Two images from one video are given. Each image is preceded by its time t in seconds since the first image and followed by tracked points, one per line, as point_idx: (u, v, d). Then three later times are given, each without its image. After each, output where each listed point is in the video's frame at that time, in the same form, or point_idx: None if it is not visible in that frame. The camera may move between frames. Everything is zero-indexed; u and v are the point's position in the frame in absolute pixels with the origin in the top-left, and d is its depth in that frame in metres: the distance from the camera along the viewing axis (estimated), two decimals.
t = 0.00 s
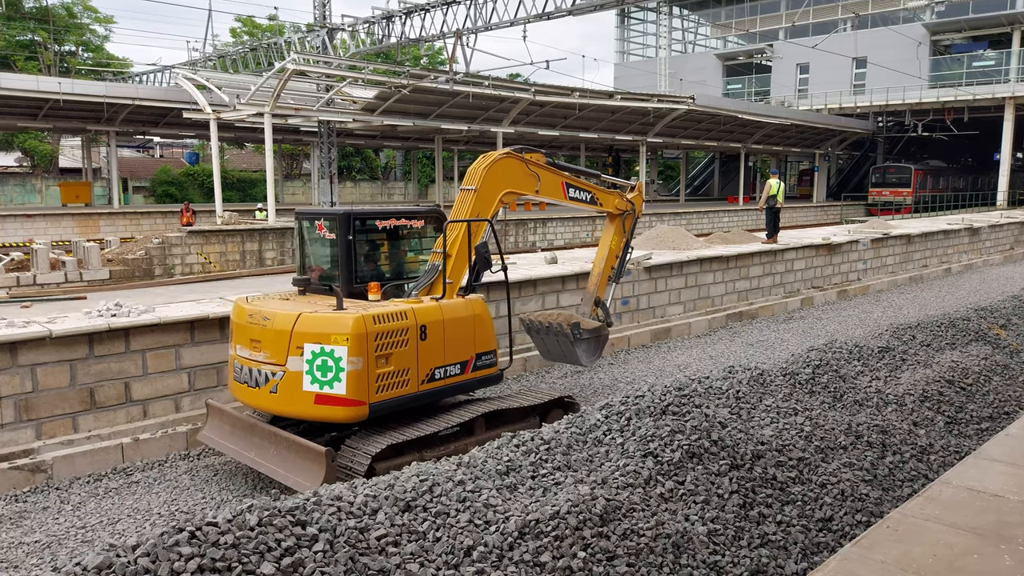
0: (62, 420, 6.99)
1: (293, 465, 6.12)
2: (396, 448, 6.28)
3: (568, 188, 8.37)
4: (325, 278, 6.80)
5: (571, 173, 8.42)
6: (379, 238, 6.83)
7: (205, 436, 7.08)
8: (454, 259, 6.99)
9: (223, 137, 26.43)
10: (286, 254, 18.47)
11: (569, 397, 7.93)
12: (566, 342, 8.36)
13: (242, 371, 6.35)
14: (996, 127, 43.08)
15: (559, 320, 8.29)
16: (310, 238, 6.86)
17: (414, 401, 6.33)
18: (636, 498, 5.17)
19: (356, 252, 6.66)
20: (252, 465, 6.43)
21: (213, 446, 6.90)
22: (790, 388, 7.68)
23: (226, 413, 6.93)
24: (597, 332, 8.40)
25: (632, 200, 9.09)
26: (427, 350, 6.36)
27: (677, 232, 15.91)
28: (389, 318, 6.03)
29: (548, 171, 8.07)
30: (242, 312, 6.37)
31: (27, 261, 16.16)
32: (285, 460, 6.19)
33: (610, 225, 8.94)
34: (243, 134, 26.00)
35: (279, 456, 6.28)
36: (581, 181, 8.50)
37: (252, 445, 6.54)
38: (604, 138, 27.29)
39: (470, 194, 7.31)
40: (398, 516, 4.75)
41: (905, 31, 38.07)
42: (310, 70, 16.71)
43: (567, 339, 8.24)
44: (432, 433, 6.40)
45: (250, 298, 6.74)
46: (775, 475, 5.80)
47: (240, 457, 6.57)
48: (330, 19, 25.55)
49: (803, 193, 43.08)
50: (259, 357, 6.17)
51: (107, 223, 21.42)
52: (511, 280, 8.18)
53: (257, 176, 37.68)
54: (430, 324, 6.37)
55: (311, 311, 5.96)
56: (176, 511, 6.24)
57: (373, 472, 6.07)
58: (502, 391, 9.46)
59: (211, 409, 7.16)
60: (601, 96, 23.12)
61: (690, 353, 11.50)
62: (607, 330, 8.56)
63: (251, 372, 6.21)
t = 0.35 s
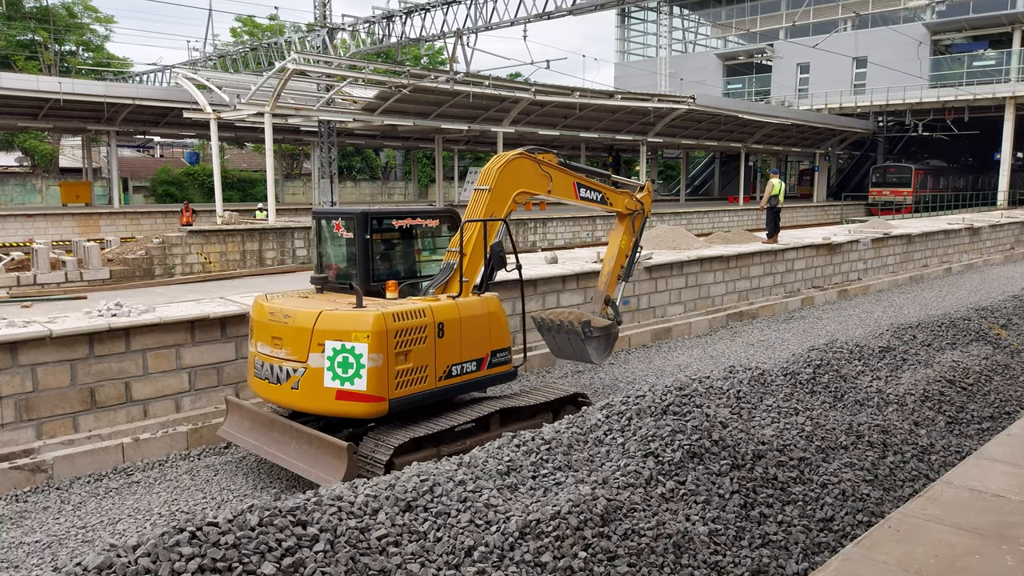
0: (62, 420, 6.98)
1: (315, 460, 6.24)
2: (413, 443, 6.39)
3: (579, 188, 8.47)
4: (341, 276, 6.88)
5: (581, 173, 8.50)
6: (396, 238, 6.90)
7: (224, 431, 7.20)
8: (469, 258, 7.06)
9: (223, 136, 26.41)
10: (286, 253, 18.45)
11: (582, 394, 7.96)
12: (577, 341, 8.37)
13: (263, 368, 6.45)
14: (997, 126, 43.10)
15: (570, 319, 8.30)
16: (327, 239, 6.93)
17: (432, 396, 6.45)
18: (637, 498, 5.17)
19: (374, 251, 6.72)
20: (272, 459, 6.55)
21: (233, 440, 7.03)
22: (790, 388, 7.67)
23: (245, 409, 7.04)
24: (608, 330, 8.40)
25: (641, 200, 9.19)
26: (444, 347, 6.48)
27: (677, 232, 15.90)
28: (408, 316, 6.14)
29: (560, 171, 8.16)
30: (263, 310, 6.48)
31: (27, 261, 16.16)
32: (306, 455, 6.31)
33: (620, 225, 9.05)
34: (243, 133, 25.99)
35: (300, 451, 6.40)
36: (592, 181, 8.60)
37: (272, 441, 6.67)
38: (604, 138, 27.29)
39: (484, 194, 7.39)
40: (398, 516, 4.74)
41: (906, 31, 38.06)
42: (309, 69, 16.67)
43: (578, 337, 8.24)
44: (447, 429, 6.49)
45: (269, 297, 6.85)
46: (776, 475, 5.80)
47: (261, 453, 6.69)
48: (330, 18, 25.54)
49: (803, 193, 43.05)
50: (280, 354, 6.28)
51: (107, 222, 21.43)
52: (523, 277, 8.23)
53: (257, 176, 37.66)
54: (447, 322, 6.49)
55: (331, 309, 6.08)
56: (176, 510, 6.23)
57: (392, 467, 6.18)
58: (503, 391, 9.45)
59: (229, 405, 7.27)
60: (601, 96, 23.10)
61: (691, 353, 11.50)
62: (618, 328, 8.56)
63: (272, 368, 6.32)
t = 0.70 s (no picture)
0: (62, 420, 6.98)
1: (335, 454, 6.33)
2: (431, 439, 6.50)
3: (589, 188, 8.54)
4: (358, 274, 6.99)
5: (592, 172, 8.56)
6: (411, 237, 7.00)
7: (243, 428, 7.31)
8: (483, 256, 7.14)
9: (223, 136, 26.41)
10: (286, 254, 18.43)
11: (594, 390, 8.06)
12: (587, 338, 8.37)
13: (283, 364, 6.55)
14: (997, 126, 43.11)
15: (581, 317, 8.32)
16: (344, 238, 7.03)
17: (449, 392, 6.54)
18: (638, 498, 5.16)
19: (391, 250, 6.82)
20: (293, 454, 6.65)
21: (252, 436, 7.14)
22: (791, 388, 7.66)
23: (265, 405, 7.16)
24: (619, 328, 8.39)
25: (649, 199, 9.30)
26: (461, 344, 6.57)
27: (677, 232, 15.89)
28: (426, 313, 6.24)
29: (571, 171, 8.21)
30: (283, 308, 6.59)
31: (27, 261, 16.17)
32: (326, 450, 6.40)
33: (629, 224, 9.15)
34: (244, 133, 25.99)
35: (319, 446, 6.49)
36: (602, 180, 8.67)
37: (292, 436, 6.77)
38: (605, 138, 27.29)
39: (496, 195, 7.44)
40: (399, 516, 4.74)
41: (906, 31, 38.02)
42: (310, 70, 16.64)
43: (589, 335, 8.26)
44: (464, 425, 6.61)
45: (287, 295, 6.96)
46: (777, 475, 5.80)
47: (281, 447, 6.80)
48: (331, 19, 25.55)
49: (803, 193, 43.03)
50: (300, 350, 6.38)
51: (107, 222, 21.45)
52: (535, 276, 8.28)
53: (258, 176, 37.66)
54: (464, 319, 6.58)
55: (350, 307, 6.17)
56: (176, 510, 6.23)
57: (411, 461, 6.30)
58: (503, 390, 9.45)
59: (249, 401, 7.40)
60: (602, 96, 23.09)
61: (691, 353, 11.50)
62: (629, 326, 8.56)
63: (292, 365, 6.42)
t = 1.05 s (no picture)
0: (65, 420, 6.98)
1: (355, 450, 6.48)
2: (450, 434, 6.66)
3: (601, 189, 8.67)
4: (375, 273, 7.07)
5: (603, 174, 8.70)
6: (428, 237, 7.10)
7: (264, 424, 7.48)
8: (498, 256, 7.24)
9: (225, 137, 26.41)
10: (288, 254, 18.44)
11: (605, 388, 8.26)
12: (599, 337, 8.50)
13: (303, 361, 6.71)
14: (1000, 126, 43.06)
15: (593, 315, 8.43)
16: (361, 237, 7.14)
17: (466, 389, 6.69)
18: (640, 498, 5.16)
19: (408, 250, 6.93)
20: (314, 449, 6.79)
21: (273, 432, 7.30)
22: (793, 388, 7.64)
23: (285, 402, 7.32)
24: (630, 327, 8.51)
25: (660, 200, 9.46)
26: (477, 342, 6.72)
27: (679, 232, 15.88)
28: (443, 311, 6.39)
29: (583, 172, 8.36)
30: (303, 306, 6.74)
31: (29, 261, 16.18)
32: (347, 445, 6.55)
33: (640, 224, 9.30)
34: (246, 134, 25.99)
35: (340, 441, 6.64)
36: (613, 182, 8.82)
37: (313, 431, 6.92)
38: (606, 138, 27.28)
39: (511, 195, 7.57)
40: (401, 516, 4.74)
41: (908, 30, 37.96)
42: (312, 70, 16.62)
43: (601, 334, 8.37)
44: (481, 421, 6.77)
45: (306, 294, 7.11)
46: (779, 475, 5.79)
47: (301, 443, 6.95)
48: (332, 19, 25.56)
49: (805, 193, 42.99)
50: (321, 348, 6.54)
51: (109, 223, 21.47)
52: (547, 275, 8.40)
53: (259, 176, 37.68)
54: (480, 318, 6.74)
55: (370, 305, 6.33)
56: (178, 511, 6.22)
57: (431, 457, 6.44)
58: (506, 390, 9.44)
59: (268, 398, 7.56)
60: (603, 96, 23.06)
61: (693, 353, 11.50)
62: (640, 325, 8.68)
63: (313, 362, 6.59)
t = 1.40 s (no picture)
0: (67, 420, 6.99)
1: (375, 445, 6.57)
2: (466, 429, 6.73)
3: (613, 188, 8.93)
4: (392, 272, 7.17)
5: (615, 174, 8.95)
6: (445, 236, 7.21)
7: (283, 419, 7.58)
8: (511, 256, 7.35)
9: (227, 137, 26.45)
10: (290, 253, 18.45)
11: (617, 386, 8.32)
12: (611, 335, 8.92)
13: (323, 358, 6.82)
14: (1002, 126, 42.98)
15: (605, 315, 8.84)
16: (378, 237, 7.24)
17: (483, 385, 6.80)
18: (642, 498, 5.16)
19: (425, 249, 7.04)
20: (333, 444, 6.91)
21: (292, 427, 7.42)
22: (795, 388, 7.63)
23: (304, 398, 7.43)
24: (641, 325, 8.92)
25: (671, 199, 9.75)
26: (494, 339, 6.83)
27: (681, 231, 15.87)
28: (461, 309, 6.49)
29: (596, 173, 8.61)
30: (322, 304, 6.85)
31: (32, 261, 16.21)
32: (366, 440, 6.65)
33: (650, 224, 9.58)
34: (248, 134, 26.01)
35: (359, 436, 6.74)
36: (625, 181, 9.07)
37: (332, 427, 7.04)
38: (608, 138, 27.28)
39: (525, 195, 7.75)
40: (403, 516, 4.74)
41: (910, 30, 37.93)
42: (314, 70, 16.64)
43: (613, 332, 8.79)
44: (497, 417, 6.87)
45: (325, 292, 7.23)
46: (781, 476, 5.78)
47: (321, 438, 7.05)
48: (334, 19, 25.61)
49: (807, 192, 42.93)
50: (341, 345, 6.65)
51: (111, 223, 21.50)
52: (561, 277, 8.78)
53: (261, 176, 37.72)
54: (497, 315, 6.85)
55: (389, 303, 6.44)
56: (181, 510, 6.22)
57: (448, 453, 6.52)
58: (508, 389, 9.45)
59: (288, 395, 7.66)
60: (605, 96, 23.06)
61: (695, 353, 11.48)
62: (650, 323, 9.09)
63: (333, 359, 6.70)
